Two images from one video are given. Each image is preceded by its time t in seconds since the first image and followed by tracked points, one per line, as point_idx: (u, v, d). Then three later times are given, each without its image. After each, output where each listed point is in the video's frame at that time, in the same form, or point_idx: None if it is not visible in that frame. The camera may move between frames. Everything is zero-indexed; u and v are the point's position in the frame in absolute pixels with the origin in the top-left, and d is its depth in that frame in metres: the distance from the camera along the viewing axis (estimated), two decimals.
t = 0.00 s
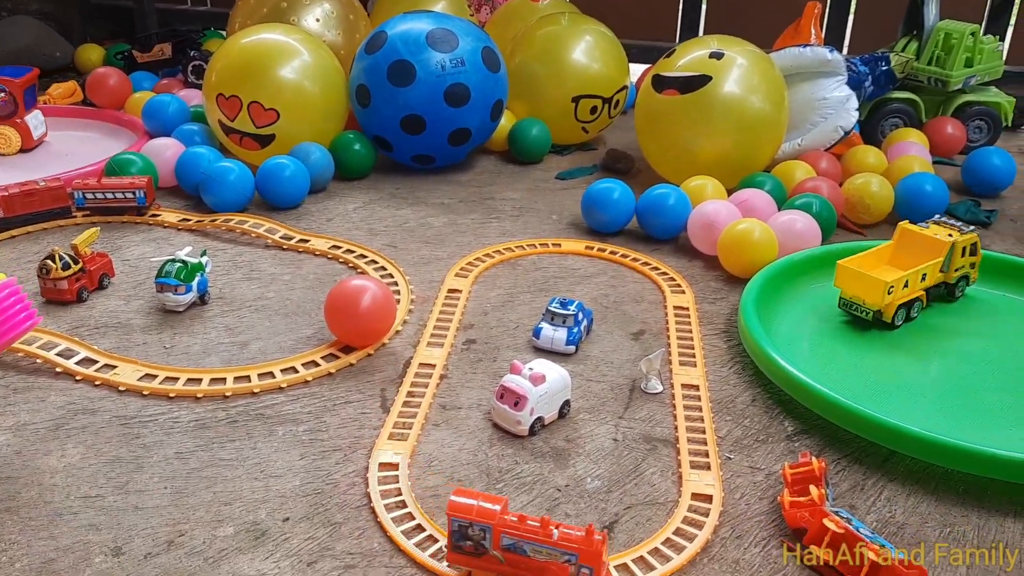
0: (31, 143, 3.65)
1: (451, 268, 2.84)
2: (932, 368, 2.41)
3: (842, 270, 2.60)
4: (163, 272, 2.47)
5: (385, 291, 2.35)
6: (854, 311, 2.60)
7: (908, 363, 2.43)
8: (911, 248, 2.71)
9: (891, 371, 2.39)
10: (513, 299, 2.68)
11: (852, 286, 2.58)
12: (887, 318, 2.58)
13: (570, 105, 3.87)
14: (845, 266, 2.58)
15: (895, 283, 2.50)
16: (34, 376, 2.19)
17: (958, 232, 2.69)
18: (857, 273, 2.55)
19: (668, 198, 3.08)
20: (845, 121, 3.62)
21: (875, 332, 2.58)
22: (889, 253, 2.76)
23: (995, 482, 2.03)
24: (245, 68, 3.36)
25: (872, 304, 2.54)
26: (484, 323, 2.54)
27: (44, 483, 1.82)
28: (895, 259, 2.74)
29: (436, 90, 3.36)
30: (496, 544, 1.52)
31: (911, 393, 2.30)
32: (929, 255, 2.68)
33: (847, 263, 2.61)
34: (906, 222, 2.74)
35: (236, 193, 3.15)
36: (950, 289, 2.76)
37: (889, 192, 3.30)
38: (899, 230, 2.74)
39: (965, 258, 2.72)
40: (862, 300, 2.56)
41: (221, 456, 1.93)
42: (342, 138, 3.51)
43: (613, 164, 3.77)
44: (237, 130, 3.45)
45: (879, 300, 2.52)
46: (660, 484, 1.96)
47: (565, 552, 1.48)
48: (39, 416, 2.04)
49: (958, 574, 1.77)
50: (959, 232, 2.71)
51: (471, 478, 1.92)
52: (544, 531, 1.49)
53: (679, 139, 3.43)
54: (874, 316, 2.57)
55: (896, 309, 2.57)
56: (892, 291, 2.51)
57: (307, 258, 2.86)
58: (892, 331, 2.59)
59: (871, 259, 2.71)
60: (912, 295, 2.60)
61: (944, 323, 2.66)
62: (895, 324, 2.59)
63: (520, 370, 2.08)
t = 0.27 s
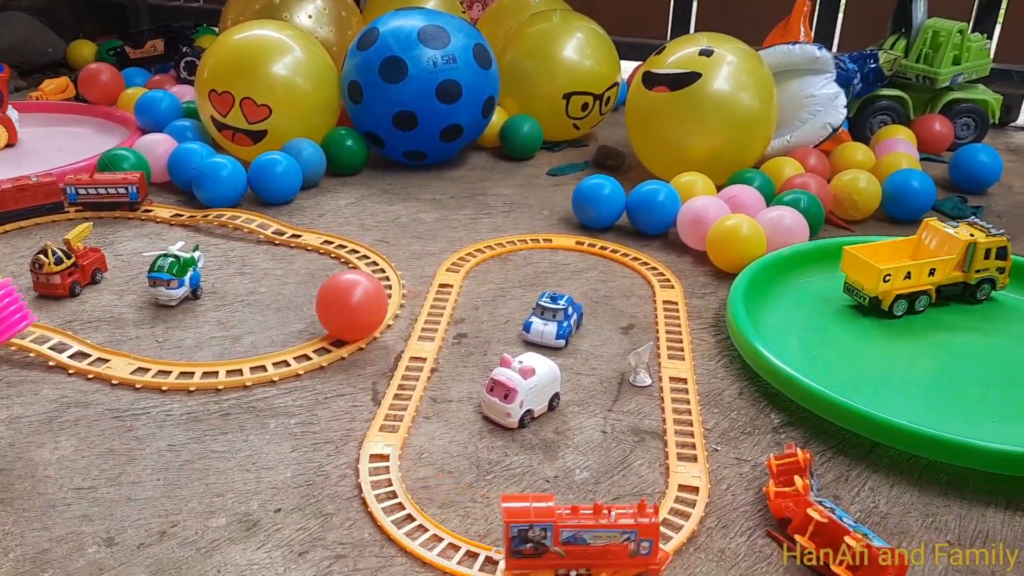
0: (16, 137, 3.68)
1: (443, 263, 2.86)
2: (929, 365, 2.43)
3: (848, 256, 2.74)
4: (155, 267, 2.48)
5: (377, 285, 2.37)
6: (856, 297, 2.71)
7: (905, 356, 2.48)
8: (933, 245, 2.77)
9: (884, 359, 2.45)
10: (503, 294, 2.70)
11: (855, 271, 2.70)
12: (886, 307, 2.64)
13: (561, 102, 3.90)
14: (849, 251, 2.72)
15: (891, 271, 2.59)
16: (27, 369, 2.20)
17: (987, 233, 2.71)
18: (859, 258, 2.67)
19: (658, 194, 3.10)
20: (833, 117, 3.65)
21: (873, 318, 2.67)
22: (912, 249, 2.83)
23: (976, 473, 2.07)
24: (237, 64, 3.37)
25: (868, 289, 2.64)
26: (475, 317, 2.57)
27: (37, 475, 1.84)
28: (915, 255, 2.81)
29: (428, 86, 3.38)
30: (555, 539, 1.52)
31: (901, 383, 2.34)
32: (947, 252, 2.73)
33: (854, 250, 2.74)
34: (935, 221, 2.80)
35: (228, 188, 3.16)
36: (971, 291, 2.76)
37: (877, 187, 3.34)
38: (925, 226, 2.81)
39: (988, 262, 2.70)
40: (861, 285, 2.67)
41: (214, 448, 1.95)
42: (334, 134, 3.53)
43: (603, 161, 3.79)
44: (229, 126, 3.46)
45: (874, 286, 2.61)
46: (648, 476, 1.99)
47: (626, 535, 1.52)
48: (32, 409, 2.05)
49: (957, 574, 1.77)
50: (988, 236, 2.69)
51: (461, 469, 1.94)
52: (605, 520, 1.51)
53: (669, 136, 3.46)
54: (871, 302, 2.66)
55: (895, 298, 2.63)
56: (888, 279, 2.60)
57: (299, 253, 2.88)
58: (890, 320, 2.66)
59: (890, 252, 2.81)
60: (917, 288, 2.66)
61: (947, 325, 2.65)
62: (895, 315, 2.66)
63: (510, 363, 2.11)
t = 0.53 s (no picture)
0: None
1: (429, 255, 2.86)
2: (919, 357, 2.45)
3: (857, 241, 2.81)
4: (140, 257, 2.47)
5: (363, 276, 2.37)
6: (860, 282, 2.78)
7: (898, 345, 2.51)
8: (952, 242, 2.76)
9: (877, 347, 2.50)
10: (489, 286, 2.71)
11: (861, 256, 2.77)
12: (884, 295, 2.70)
13: (548, 95, 3.90)
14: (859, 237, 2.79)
15: (889, 258, 2.65)
16: (11, 360, 2.19)
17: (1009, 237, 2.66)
18: (863, 244, 2.74)
19: (643, 187, 3.12)
20: (816, 111, 3.68)
21: (872, 304, 2.73)
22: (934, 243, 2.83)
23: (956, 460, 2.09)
24: (222, 55, 3.36)
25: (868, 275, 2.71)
26: (461, 309, 2.57)
27: (22, 464, 1.83)
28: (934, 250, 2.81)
29: (414, 79, 3.38)
30: (615, 514, 1.65)
31: (893, 372, 2.38)
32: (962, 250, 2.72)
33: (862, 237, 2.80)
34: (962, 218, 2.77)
35: (214, 180, 3.15)
36: (987, 293, 2.72)
37: (860, 181, 3.37)
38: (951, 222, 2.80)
39: (1006, 264, 2.66)
40: (863, 270, 2.74)
41: (200, 438, 1.95)
42: (320, 127, 3.52)
43: (589, 154, 3.80)
44: (214, 118, 3.44)
45: (872, 272, 2.68)
46: (633, 465, 2.00)
47: (670, 493, 1.71)
48: (16, 399, 2.04)
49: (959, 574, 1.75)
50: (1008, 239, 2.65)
51: (448, 459, 1.95)
52: (652, 484, 1.68)
53: (655, 129, 3.48)
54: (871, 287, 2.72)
55: (894, 287, 2.68)
56: (886, 267, 2.66)
57: (285, 245, 2.87)
58: (887, 308, 2.71)
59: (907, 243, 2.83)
60: (922, 280, 2.69)
61: (948, 321, 2.65)
62: (894, 304, 2.70)
63: (496, 354, 2.11)
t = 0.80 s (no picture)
0: None
1: (393, 244, 2.84)
2: (894, 347, 2.50)
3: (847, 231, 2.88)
4: (97, 246, 2.41)
5: (326, 264, 2.34)
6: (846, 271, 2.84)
7: (876, 335, 2.56)
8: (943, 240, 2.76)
9: (854, 335, 2.55)
10: (455, 275, 2.70)
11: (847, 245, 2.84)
12: (863, 283, 2.76)
13: (512, 85, 3.90)
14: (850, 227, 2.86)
15: (867, 247, 2.71)
16: None
17: (998, 238, 2.63)
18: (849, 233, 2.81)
19: (608, 177, 3.13)
20: (778, 104, 3.74)
21: (852, 292, 2.79)
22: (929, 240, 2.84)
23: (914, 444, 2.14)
24: (181, 41, 3.29)
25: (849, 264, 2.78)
26: (426, 298, 2.56)
27: None
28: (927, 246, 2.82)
29: (377, 67, 3.35)
30: (638, 468, 1.78)
31: (868, 361, 2.42)
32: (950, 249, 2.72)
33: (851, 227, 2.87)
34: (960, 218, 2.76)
35: (173, 168, 3.09)
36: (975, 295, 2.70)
37: (821, 173, 3.43)
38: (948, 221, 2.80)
39: (994, 267, 2.64)
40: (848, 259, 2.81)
41: (160, 428, 1.91)
42: (282, 115, 3.47)
43: (554, 145, 3.81)
44: (173, 105, 3.38)
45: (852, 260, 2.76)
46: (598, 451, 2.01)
47: (666, 438, 1.87)
48: None
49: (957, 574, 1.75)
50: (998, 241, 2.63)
51: (413, 447, 1.94)
52: (654, 435, 1.83)
53: (619, 120, 3.50)
54: (854, 276, 2.78)
55: (873, 276, 2.73)
56: (864, 255, 2.72)
57: (247, 234, 2.83)
58: (865, 297, 2.76)
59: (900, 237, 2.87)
60: (903, 273, 2.72)
61: (928, 317, 2.68)
62: (872, 294, 2.75)
63: (462, 342, 2.11)
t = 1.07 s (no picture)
0: None
1: (347, 234, 2.80)
2: (860, 327, 2.56)
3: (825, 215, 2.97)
4: (40, 240, 2.33)
5: (280, 254, 2.30)
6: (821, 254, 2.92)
7: (844, 315, 2.63)
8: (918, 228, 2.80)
9: (823, 315, 2.61)
10: (411, 263, 2.68)
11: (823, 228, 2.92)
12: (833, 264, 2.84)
13: (462, 73, 3.88)
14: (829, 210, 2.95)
15: (837, 228, 2.79)
16: None
17: (968, 229, 2.64)
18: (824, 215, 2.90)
19: (561, 164, 3.14)
20: (726, 90, 3.80)
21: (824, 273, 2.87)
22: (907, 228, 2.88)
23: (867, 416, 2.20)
24: (121, 30, 3.19)
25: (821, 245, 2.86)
26: (383, 287, 2.53)
27: None
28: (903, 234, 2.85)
29: (325, 56, 3.30)
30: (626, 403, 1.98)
31: (837, 340, 2.48)
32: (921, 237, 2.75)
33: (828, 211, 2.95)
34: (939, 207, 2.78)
35: (116, 161, 2.99)
36: (944, 286, 2.71)
37: (769, 158, 3.49)
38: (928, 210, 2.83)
39: (963, 259, 2.64)
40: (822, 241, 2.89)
41: (113, 424, 1.85)
42: (227, 105, 3.39)
43: (506, 133, 3.81)
44: (114, 96, 3.27)
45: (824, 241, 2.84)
46: (561, 434, 2.02)
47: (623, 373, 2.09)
48: None
49: (957, 575, 1.72)
50: (969, 232, 2.63)
51: (375, 435, 1.92)
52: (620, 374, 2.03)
53: (569, 107, 3.51)
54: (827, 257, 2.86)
55: (842, 257, 2.81)
56: (834, 237, 2.80)
57: (195, 226, 2.76)
58: (833, 278, 2.83)
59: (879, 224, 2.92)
60: (871, 257, 2.78)
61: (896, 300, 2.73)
62: (839, 275, 2.82)
63: (421, 329, 2.09)
